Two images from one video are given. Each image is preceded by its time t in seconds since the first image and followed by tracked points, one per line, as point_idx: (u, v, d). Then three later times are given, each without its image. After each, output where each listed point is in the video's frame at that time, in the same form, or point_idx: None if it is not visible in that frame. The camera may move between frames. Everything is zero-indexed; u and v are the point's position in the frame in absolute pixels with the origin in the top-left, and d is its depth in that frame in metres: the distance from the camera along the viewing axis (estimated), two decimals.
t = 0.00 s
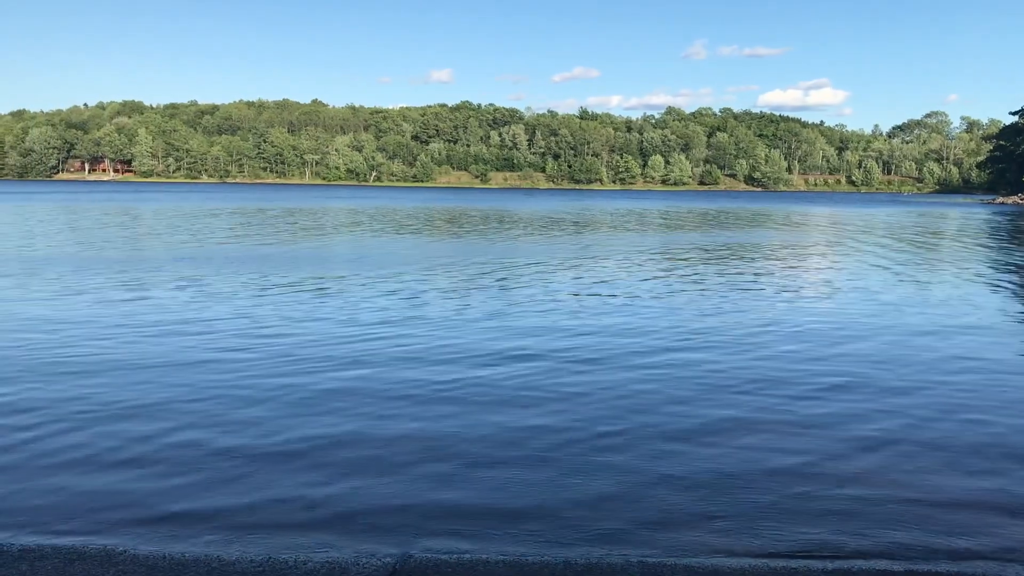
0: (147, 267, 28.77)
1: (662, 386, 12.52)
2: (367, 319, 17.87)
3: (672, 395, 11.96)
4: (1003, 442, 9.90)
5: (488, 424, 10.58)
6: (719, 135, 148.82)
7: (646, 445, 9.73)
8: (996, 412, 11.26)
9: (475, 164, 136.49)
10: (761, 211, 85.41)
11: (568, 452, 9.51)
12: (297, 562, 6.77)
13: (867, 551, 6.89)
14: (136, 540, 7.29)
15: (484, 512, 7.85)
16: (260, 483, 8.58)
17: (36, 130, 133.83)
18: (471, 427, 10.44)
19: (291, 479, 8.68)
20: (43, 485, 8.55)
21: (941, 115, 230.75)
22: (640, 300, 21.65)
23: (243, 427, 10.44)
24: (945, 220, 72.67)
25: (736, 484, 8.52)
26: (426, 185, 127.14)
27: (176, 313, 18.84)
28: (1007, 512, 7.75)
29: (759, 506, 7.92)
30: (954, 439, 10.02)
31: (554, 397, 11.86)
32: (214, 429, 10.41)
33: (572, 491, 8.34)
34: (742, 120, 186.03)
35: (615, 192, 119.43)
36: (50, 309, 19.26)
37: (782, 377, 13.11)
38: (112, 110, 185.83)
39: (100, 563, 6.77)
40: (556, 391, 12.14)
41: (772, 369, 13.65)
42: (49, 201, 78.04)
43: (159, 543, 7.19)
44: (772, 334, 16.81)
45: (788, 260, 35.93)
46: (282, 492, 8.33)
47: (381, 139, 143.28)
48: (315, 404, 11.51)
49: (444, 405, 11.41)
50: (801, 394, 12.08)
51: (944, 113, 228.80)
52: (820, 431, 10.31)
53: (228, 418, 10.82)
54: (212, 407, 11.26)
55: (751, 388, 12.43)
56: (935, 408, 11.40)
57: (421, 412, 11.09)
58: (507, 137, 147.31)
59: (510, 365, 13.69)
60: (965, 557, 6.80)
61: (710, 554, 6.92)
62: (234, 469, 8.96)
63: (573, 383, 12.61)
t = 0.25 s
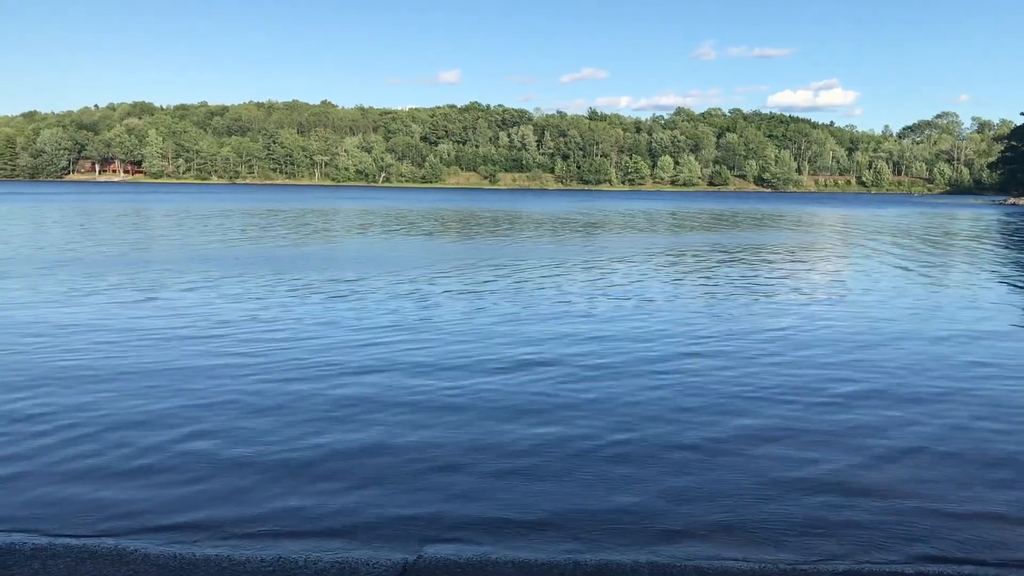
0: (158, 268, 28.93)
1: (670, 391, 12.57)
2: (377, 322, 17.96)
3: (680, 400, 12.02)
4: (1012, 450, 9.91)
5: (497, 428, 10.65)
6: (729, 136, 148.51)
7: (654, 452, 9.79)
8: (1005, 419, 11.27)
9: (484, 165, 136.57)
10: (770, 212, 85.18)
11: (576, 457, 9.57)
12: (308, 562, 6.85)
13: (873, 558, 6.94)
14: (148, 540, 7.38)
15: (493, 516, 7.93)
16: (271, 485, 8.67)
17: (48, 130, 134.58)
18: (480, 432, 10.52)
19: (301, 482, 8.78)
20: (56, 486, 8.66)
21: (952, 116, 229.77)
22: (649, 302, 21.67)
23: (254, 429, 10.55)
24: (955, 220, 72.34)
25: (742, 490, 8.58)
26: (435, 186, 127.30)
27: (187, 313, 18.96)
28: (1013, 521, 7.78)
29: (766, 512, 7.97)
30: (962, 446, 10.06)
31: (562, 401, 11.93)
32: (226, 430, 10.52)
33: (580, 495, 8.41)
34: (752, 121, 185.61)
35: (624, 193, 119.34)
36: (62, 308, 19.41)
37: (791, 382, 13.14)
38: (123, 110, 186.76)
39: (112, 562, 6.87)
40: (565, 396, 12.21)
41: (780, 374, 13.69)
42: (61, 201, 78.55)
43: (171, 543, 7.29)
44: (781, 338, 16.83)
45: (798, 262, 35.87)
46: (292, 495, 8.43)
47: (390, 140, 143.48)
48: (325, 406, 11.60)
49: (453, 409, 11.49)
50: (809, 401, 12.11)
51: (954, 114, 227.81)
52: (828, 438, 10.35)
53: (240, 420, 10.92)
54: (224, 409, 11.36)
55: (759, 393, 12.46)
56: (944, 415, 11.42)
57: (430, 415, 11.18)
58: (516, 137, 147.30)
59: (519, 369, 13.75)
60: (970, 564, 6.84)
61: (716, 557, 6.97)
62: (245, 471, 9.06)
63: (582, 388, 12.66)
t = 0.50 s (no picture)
0: (169, 267, 29.03)
1: (680, 383, 12.50)
2: (386, 318, 17.92)
3: (690, 393, 11.92)
4: None
5: (505, 418, 10.57)
6: (739, 137, 148.18)
7: (665, 440, 9.75)
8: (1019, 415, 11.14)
9: (494, 166, 136.61)
10: (781, 213, 84.97)
11: (584, 447, 9.49)
12: (319, 562, 6.88)
13: (884, 552, 6.87)
14: (160, 534, 7.43)
15: (501, 507, 7.91)
16: (277, 475, 8.64)
17: (61, 132, 135.56)
18: (490, 420, 10.48)
19: (307, 471, 8.73)
20: (66, 473, 8.70)
21: (964, 117, 228.77)
22: (659, 301, 21.59)
23: (264, 418, 10.53)
24: (968, 222, 71.99)
25: (753, 480, 8.51)
26: (446, 188, 127.42)
27: (200, 310, 19.03)
28: None
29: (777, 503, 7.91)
30: (976, 439, 9.96)
31: (571, 393, 11.85)
32: (236, 418, 10.52)
33: (588, 487, 8.34)
34: (763, 122, 185.18)
35: (634, 194, 119.23)
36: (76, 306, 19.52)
37: (801, 377, 13.03)
38: (135, 112, 187.81)
39: (124, 561, 6.91)
40: (573, 387, 12.13)
41: (792, 368, 13.61)
42: (74, 202, 79.14)
43: (182, 540, 7.32)
44: (792, 335, 16.75)
45: (810, 262, 35.71)
46: (301, 485, 8.41)
47: (400, 142, 143.72)
48: (332, 396, 11.54)
49: (461, 400, 11.43)
50: (820, 393, 12.04)
51: (966, 115, 226.80)
52: (840, 429, 10.27)
53: (250, 409, 10.92)
54: (231, 399, 11.32)
55: (770, 386, 12.40)
56: (956, 410, 11.30)
57: (438, 405, 11.11)
58: (526, 138, 147.31)
59: (528, 362, 13.68)
60: (982, 558, 6.80)
61: (728, 553, 6.95)
62: (251, 461, 9.01)
63: (590, 380, 12.58)
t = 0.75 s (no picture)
0: (184, 268, 29.27)
1: (692, 386, 12.52)
2: (401, 319, 18.06)
3: (703, 395, 11.98)
4: None
5: (520, 421, 10.66)
6: (752, 136, 147.81)
7: (676, 445, 9.78)
8: None
9: (507, 166, 136.79)
10: (794, 213, 84.81)
11: (598, 450, 9.57)
12: (333, 560, 6.93)
13: (897, 555, 6.91)
14: (176, 534, 7.51)
15: (513, 510, 7.96)
16: (294, 478, 8.74)
17: (76, 133, 136.61)
18: (502, 424, 10.53)
19: (324, 475, 8.83)
20: (82, 477, 8.80)
21: (979, 115, 227.50)
22: (672, 302, 21.65)
23: (277, 422, 10.61)
24: (983, 221, 71.65)
25: (765, 485, 8.53)
26: (458, 188, 127.66)
27: (216, 312, 19.18)
28: None
29: (788, 507, 7.94)
30: (989, 441, 9.99)
31: (585, 395, 11.92)
32: (250, 422, 10.61)
33: (602, 490, 8.41)
34: (777, 121, 184.68)
35: (646, 195, 119.07)
36: (93, 307, 19.71)
37: (814, 378, 13.08)
38: (150, 113, 188.92)
39: (139, 558, 6.97)
40: (588, 390, 12.22)
41: (805, 370, 13.60)
42: (90, 203, 79.82)
43: (197, 539, 7.38)
44: (806, 336, 16.73)
45: (825, 263, 35.58)
46: (314, 488, 8.49)
47: (413, 142, 144.07)
48: (349, 399, 11.66)
49: (476, 402, 11.52)
50: (834, 395, 12.03)
51: (982, 113, 225.50)
52: (853, 432, 10.31)
53: (265, 412, 11.02)
54: (248, 402, 11.45)
55: (783, 388, 12.40)
56: (970, 411, 11.32)
57: (453, 408, 11.21)
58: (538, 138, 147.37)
59: (542, 364, 13.78)
60: (993, 562, 6.80)
61: (739, 555, 6.97)
62: (268, 465, 9.12)
63: (604, 383, 12.67)
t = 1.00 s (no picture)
0: (199, 268, 29.47)
1: (706, 390, 12.49)
2: (414, 322, 18.12)
3: (715, 399, 11.99)
4: None
5: (531, 425, 10.71)
6: (765, 136, 147.36)
7: (691, 450, 9.76)
8: None
9: (519, 166, 136.88)
10: (808, 212, 84.48)
11: (610, 454, 9.61)
12: (346, 560, 6.95)
13: (911, 560, 6.89)
14: (191, 534, 7.55)
15: (525, 514, 7.96)
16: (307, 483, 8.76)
17: (91, 134, 137.45)
18: (516, 429, 10.54)
19: (336, 479, 8.89)
20: (98, 480, 8.86)
21: (993, 114, 226.14)
22: (685, 303, 21.63)
23: (292, 426, 10.66)
24: (998, 221, 71.22)
25: (779, 490, 8.50)
26: (470, 188, 127.77)
27: (230, 313, 19.30)
28: None
29: (802, 512, 7.91)
30: (1004, 445, 9.96)
31: (597, 400, 11.97)
32: (264, 426, 10.65)
33: (615, 494, 8.43)
34: (790, 121, 184.08)
35: (659, 194, 118.73)
36: (109, 309, 19.84)
37: (828, 381, 13.07)
38: (163, 113, 189.88)
39: (154, 557, 7.01)
40: (600, 393, 12.25)
41: (820, 373, 13.54)
42: (104, 203, 80.26)
43: (209, 540, 7.41)
44: (821, 339, 16.65)
45: (839, 263, 35.37)
46: (328, 492, 8.53)
47: (425, 142, 144.36)
48: (362, 402, 11.73)
49: (488, 406, 11.57)
50: (849, 400, 11.98)
51: (996, 112, 224.02)
52: (866, 436, 10.31)
53: (279, 416, 11.06)
54: (262, 405, 11.53)
55: (797, 392, 12.36)
56: (984, 415, 11.29)
57: (465, 412, 11.27)
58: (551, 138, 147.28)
59: (554, 367, 13.84)
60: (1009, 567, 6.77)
61: (753, 557, 6.95)
62: (282, 468, 9.17)
63: (617, 386, 12.70)
